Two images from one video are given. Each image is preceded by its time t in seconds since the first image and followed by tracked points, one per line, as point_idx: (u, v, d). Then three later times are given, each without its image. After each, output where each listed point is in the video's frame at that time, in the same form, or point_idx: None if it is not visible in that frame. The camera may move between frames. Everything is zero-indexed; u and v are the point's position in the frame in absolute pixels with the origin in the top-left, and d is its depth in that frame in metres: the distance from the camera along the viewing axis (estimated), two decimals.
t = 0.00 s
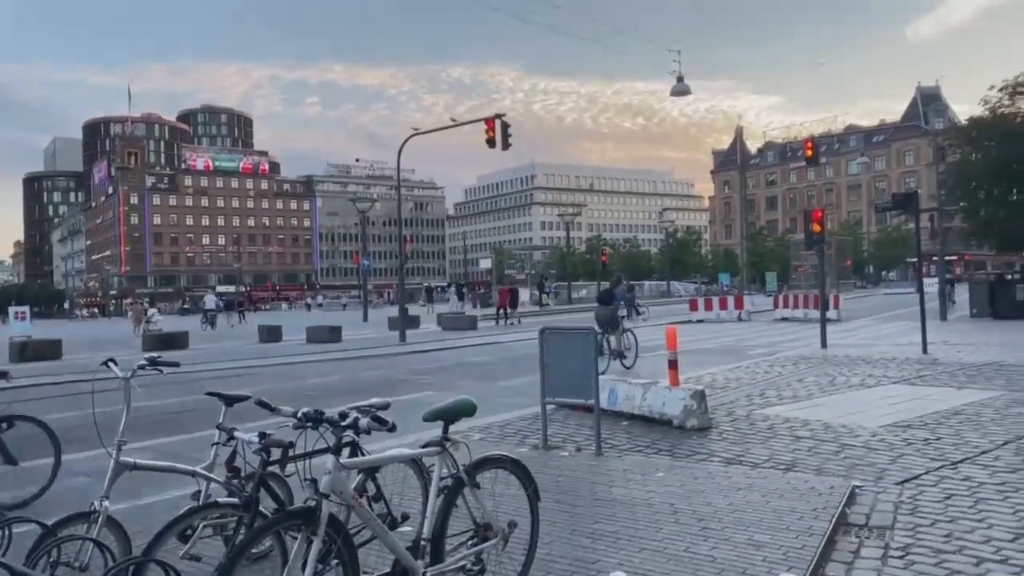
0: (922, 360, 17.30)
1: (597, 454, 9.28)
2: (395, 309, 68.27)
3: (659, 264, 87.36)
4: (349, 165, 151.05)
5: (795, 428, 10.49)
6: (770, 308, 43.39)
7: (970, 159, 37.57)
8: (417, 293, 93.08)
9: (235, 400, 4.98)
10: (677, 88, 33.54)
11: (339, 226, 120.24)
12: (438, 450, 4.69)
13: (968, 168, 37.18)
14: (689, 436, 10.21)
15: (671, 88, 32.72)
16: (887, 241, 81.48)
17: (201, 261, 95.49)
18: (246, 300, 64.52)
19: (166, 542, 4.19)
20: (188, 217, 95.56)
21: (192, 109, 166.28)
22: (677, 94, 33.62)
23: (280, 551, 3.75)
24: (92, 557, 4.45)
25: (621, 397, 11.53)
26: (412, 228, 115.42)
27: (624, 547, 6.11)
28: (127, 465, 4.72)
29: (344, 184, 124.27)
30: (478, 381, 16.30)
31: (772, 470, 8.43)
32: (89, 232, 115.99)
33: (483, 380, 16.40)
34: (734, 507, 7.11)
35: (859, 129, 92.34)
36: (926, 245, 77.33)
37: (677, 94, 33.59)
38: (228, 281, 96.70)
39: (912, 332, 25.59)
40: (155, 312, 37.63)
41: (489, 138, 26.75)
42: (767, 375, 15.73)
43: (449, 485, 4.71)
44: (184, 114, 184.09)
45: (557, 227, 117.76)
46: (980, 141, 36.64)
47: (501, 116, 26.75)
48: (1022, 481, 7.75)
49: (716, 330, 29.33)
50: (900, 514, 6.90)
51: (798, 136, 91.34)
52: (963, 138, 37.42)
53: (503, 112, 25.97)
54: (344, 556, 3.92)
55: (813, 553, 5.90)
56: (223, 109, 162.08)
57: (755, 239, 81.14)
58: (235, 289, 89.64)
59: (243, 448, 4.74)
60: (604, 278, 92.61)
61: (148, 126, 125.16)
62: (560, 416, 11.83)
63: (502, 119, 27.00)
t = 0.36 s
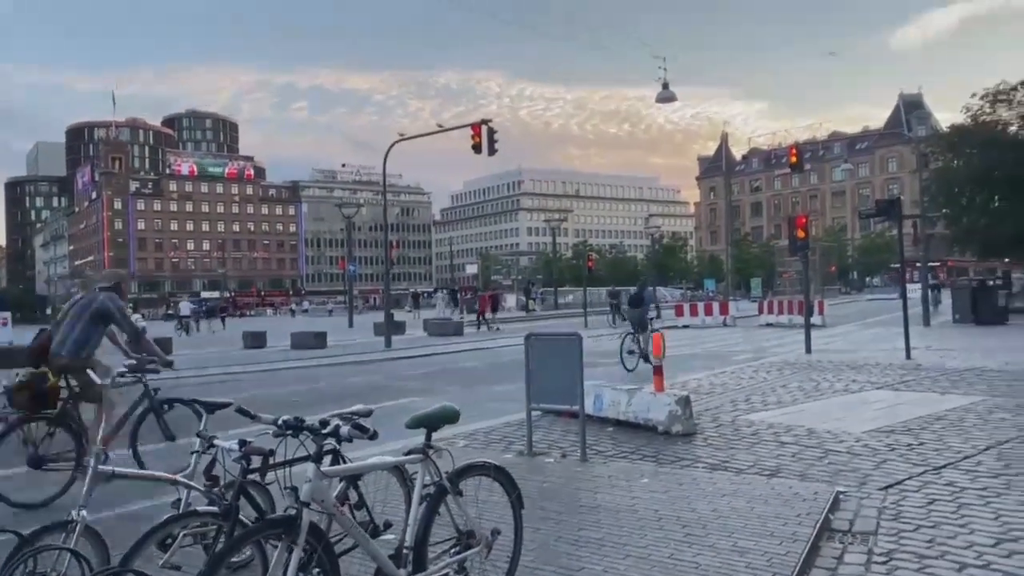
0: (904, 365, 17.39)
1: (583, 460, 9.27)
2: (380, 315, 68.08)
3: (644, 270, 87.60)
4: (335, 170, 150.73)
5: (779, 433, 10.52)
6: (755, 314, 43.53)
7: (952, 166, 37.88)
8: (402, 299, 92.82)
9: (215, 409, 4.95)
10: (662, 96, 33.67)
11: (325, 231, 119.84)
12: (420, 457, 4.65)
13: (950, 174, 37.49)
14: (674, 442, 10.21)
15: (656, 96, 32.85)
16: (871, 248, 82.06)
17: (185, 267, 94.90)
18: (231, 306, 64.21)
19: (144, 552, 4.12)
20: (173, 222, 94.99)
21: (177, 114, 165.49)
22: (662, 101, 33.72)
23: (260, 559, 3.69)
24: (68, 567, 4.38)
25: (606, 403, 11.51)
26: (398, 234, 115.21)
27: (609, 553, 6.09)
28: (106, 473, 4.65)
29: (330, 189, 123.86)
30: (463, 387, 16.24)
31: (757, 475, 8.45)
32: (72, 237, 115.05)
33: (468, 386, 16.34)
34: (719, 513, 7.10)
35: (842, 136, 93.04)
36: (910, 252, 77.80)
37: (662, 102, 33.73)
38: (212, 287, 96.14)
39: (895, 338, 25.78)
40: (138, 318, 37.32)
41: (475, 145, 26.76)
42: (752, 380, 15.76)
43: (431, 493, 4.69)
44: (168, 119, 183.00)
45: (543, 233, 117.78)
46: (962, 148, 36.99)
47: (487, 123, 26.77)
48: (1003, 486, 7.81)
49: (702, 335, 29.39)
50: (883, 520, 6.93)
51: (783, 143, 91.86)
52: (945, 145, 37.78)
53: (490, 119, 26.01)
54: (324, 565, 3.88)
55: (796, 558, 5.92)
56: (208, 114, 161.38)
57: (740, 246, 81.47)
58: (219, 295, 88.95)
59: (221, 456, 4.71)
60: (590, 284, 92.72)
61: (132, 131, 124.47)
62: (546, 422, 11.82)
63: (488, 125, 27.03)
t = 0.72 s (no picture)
0: (882, 370, 17.50)
1: (563, 466, 9.25)
2: (360, 320, 67.86)
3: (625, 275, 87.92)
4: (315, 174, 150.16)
5: (758, 438, 10.54)
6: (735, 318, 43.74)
7: (928, 172, 38.32)
8: (383, 304, 92.53)
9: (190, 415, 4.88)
10: (643, 102, 33.79)
11: (305, 236, 119.28)
12: (398, 466, 4.61)
13: (926, 181, 37.94)
14: (654, 447, 10.20)
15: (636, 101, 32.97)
16: (850, 253, 82.80)
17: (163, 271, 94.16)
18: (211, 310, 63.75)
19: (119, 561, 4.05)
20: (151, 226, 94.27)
21: (155, 117, 164.30)
22: (643, 107, 33.86)
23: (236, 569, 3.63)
24: None
25: (587, 408, 11.51)
26: (379, 238, 114.85)
27: (589, 560, 6.06)
28: (77, 482, 4.56)
29: (310, 194, 123.34)
30: (444, 392, 16.19)
31: (736, 481, 8.46)
32: (47, 241, 113.86)
33: (448, 392, 16.27)
34: (698, 519, 7.10)
35: (821, 142, 93.84)
36: (887, 257, 78.53)
37: (643, 107, 33.84)
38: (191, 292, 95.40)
39: (873, 343, 25.96)
40: (114, 323, 36.92)
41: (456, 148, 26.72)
42: (732, 385, 15.80)
43: (410, 501, 4.63)
44: (146, 122, 181.62)
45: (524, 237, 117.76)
46: (937, 155, 37.49)
47: (468, 127, 26.74)
48: (979, 489, 7.86)
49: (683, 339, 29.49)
50: (862, 524, 6.94)
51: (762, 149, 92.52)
52: (920, 152, 38.25)
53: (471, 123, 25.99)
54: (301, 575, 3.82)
55: (776, 564, 5.92)
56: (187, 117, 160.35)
57: (720, 251, 81.95)
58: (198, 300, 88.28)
59: (196, 463, 4.64)
60: (571, 289, 92.92)
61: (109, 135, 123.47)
62: (526, 427, 11.78)
63: (469, 129, 27.00)
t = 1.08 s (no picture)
0: (857, 373, 17.63)
1: (540, 469, 9.24)
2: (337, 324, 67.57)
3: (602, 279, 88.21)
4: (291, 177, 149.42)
5: (735, 441, 10.58)
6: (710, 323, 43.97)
7: (901, 177, 38.79)
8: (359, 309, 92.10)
9: (164, 420, 4.81)
10: (619, 106, 33.91)
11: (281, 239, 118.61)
12: (375, 471, 4.55)
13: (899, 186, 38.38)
14: (631, 450, 10.21)
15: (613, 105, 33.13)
16: (824, 257, 83.57)
17: (137, 275, 93.23)
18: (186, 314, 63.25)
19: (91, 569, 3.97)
20: (124, 229, 93.41)
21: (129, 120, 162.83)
22: (621, 112, 34.02)
23: None
24: None
25: (564, 412, 11.51)
26: (355, 242, 114.43)
27: (567, 565, 6.04)
28: (46, 489, 4.47)
29: (287, 197, 122.68)
30: (421, 396, 16.13)
31: (713, 483, 8.48)
32: (18, 244, 112.44)
33: (425, 396, 16.21)
34: (675, 521, 7.11)
35: (795, 147, 94.70)
36: (861, 261, 79.17)
37: (619, 112, 34.00)
38: (165, 295, 94.52)
39: (848, 346, 26.14)
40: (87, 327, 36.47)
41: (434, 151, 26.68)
42: (709, 388, 15.86)
43: (386, 506, 4.60)
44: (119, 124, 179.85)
45: (502, 241, 117.86)
46: (910, 160, 37.98)
47: (445, 130, 26.73)
48: (952, 490, 7.95)
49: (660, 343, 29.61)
50: (837, 526, 6.98)
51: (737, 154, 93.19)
52: (894, 157, 38.73)
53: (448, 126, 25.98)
54: None
55: (752, 566, 5.95)
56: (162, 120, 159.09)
57: (696, 254, 82.41)
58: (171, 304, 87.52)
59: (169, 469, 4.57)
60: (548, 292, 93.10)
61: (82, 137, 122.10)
62: (504, 431, 11.76)
63: (446, 132, 26.98)
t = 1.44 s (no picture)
0: (827, 375, 17.79)
1: (514, 472, 9.23)
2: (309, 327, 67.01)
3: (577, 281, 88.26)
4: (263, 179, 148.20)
5: (709, 442, 10.63)
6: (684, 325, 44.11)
7: (872, 180, 39.14)
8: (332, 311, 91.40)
9: (132, 425, 4.73)
10: (594, 109, 33.98)
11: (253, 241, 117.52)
12: (347, 475, 4.51)
13: (869, 189, 38.76)
14: (605, 452, 10.23)
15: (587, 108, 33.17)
16: (796, 259, 84.29)
17: (106, 277, 91.93)
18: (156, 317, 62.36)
19: None
20: (93, 231, 92.08)
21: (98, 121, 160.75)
22: (595, 114, 34.11)
23: None
24: None
25: (539, 414, 11.52)
26: (329, 243, 113.66)
27: (541, 568, 6.03)
28: (11, 496, 4.37)
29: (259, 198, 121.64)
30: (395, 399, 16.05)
31: (685, 485, 8.52)
32: None
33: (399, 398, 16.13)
34: (648, 523, 7.13)
35: (767, 150, 95.54)
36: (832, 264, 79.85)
37: (594, 115, 34.07)
38: (135, 298, 93.24)
39: (819, 348, 26.33)
40: (53, 330, 35.83)
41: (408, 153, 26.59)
42: (683, 390, 15.93)
43: (359, 510, 4.55)
44: (88, 125, 177.30)
45: (477, 243, 117.72)
46: (880, 163, 38.38)
47: (420, 132, 26.65)
48: (921, 490, 8.05)
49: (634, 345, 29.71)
50: (808, 527, 7.04)
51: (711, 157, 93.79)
52: (863, 161, 39.11)
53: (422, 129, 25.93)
54: None
55: (724, 566, 5.98)
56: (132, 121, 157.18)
57: (670, 256, 82.68)
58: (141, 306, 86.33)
59: (138, 475, 4.50)
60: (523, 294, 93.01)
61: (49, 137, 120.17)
62: (478, 434, 11.75)
63: (420, 135, 26.90)
